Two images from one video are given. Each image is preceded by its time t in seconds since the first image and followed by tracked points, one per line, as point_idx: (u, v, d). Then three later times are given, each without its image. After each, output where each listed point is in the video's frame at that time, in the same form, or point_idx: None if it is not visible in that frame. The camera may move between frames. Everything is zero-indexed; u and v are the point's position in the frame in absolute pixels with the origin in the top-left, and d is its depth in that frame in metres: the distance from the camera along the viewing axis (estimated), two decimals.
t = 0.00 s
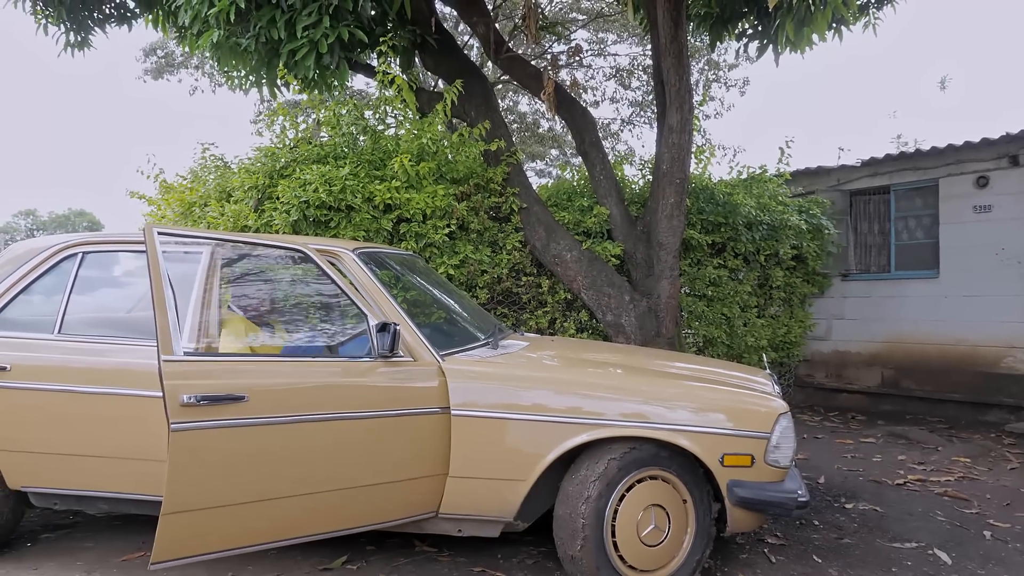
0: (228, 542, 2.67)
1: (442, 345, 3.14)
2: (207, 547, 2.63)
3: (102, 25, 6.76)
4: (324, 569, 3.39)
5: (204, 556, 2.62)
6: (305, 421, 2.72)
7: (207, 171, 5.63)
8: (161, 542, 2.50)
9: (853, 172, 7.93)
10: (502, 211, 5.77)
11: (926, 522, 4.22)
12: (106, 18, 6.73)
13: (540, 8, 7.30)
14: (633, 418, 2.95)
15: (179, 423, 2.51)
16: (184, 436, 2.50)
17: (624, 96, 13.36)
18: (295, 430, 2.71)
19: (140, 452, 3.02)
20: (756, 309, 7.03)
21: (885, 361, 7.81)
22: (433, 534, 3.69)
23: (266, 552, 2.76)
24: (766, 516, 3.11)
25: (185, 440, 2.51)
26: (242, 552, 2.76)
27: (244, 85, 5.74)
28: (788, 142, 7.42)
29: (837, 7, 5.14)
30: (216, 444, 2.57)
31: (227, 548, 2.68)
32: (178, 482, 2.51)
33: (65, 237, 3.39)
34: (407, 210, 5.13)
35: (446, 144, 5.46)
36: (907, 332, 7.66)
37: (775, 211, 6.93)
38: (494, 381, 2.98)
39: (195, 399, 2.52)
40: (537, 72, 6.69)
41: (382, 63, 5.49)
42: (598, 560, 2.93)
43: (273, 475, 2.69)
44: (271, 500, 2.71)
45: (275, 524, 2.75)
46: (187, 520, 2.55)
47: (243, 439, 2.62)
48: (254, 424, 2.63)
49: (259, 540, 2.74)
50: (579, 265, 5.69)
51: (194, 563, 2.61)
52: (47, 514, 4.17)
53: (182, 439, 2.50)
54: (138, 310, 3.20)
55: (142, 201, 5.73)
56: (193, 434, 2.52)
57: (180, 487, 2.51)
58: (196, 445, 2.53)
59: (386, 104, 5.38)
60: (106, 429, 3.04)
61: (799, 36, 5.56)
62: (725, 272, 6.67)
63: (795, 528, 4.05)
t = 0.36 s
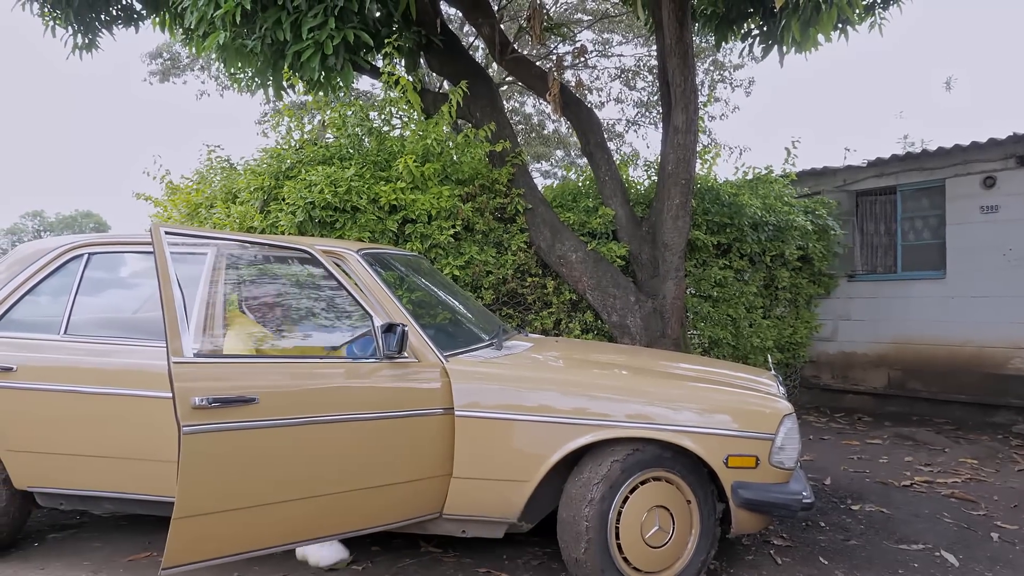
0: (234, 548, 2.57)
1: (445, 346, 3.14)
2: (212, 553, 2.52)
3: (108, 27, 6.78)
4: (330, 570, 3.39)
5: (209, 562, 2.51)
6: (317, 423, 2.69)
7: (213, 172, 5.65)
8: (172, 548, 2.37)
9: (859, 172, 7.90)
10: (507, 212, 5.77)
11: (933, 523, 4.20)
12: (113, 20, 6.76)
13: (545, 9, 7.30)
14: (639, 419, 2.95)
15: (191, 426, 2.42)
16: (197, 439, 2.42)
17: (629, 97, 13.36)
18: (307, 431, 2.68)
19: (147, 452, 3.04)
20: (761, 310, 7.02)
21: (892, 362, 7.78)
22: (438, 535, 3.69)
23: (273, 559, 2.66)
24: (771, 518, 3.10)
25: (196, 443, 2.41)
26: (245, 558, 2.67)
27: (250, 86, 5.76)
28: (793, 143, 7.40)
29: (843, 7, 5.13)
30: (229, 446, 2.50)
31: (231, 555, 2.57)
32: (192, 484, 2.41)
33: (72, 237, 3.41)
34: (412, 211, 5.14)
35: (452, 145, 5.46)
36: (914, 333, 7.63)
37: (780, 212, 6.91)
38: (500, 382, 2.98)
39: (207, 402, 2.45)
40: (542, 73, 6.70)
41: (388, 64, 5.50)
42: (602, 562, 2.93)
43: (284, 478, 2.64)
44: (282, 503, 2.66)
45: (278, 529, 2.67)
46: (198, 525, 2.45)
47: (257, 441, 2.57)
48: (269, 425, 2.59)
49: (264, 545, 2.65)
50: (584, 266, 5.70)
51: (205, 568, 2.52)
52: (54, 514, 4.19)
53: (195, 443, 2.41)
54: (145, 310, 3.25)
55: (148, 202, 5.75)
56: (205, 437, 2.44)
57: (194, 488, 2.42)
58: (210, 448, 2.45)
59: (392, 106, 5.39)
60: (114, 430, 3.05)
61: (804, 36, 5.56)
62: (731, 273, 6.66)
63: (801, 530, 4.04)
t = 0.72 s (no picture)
0: (237, 550, 2.55)
1: (449, 346, 3.14)
2: (216, 555, 2.49)
3: (113, 28, 6.81)
4: (334, 570, 3.40)
5: (216, 564, 2.50)
6: (323, 423, 2.70)
7: (218, 173, 5.66)
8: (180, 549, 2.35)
9: (864, 172, 7.88)
10: (511, 213, 5.77)
11: (939, 525, 4.18)
12: (118, 21, 6.78)
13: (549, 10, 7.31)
14: (643, 420, 2.95)
15: (200, 428, 2.40)
16: (207, 441, 2.40)
17: (634, 97, 13.34)
18: (314, 432, 2.68)
19: (153, 452, 3.05)
20: (766, 311, 7.01)
21: (897, 363, 7.75)
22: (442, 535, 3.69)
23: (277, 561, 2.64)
24: (775, 519, 3.10)
25: (206, 445, 2.39)
26: (246, 560, 2.64)
27: (255, 87, 5.77)
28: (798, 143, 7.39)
29: (848, 7, 5.11)
30: (237, 447, 2.48)
31: (234, 557, 2.54)
32: (201, 484, 2.39)
33: (78, 238, 3.42)
34: (417, 211, 5.14)
35: (456, 145, 5.46)
36: (919, 334, 7.61)
37: (785, 212, 6.89)
38: (505, 382, 2.98)
39: (217, 403, 2.43)
40: (546, 73, 6.70)
41: (392, 65, 5.51)
42: (607, 562, 2.93)
43: (291, 479, 2.64)
44: (288, 504, 2.65)
45: (280, 530, 2.65)
46: (204, 526, 2.43)
47: (266, 442, 2.57)
48: (277, 426, 2.59)
49: (266, 547, 2.63)
50: (589, 267, 5.69)
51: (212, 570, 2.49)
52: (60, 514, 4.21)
53: (205, 445, 2.39)
54: (151, 310, 3.23)
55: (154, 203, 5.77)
56: (214, 439, 2.42)
57: (203, 489, 2.39)
58: (219, 449, 2.43)
59: (396, 106, 5.39)
60: (120, 430, 3.06)
61: (810, 36, 5.54)
62: (735, 273, 6.65)
63: (806, 530, 4.03)
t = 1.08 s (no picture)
0: (238, 550, 2.54)
1: (453, 346, 3.15)
2: (218, 555, 2.48)
3: (118, 29, 6.83)
4: (338, 570, 3.40)
5: (220, 563, 2.50)
6: (326, 423, 2.70)
7: (222, 173, 5.67)
8: (184, 548, 2.36)
9: (868, 172, 7.85)
10: (515, 213, 5.77)
11: (944, 526, 4.17)
12: (123, 21, 6.80)
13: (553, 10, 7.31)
14: (647, 421, 2.95)
15: (204, 427, 2.41)
16: (210, 441, 2.40)
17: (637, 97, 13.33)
18: (317, 432, 2.68)
19: (158, 452, 3.06)
20: (770, 311, 7.00)
21: (902, 363, 7.73)
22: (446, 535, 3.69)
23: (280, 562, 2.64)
24: (780, 519, 3.09)
25: (209, 445, 2.40)
26: (248, 560, 2.64)
27: (258, 87, 5.78)
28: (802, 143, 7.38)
29: (853, 6, 5.10)
30: (241, 446, 2.49)
31: (235, 557, 2.54)
32: (204, 484, 2.39)
33: (83, 238, 3.43)
34: (420, 211, 5.15)
35: (459, 145, 5.47)
36: (923, 334, 7.59)
37: (789, 212, 6.88)
38: (509, 382, 2.98)
39: (221, 403, 2.44)
40: (550, 73, 6.70)
41: (395, 65, 5.51)
42: (610, 563, 2.93)
43: (294, 478, 2.64)
44: (292, 503, 2.66)
45: (282, 530, 2.65)
46: (207, 525, 2.43)
47: (268, 441, 2.57)
48: (279, 426, 2.59)
49: (267, 546, 2.63)
50: (593, 267, 5.68)
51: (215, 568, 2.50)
52: (65, 514, 4.22)
53: (209, 444, 2.40)
54: (156, 310, 3.28)
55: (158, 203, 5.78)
56: (218, 439, 2.42)
57: (206, 489, 2.40)
58: (222, 449, 2.44)
59: (399, 106, 5.40)
60: (125, 429, 3.07)
61: (814, 36, 5.53)
62: (739, 273, 6.64)
63: (810, 531, 4.02)
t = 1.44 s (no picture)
0: (238, 547, 2.53)
1: (456, 344, 3.15)
2: (218, 552, 2.48)
3: (121, 30, 6.84)
4: (341, 569, 3.40)
5: (224, 560, 2.51)
6: (330, 422, 2.70)
7: (225, 173, 5.68)
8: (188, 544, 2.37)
9: (872, 172, 7.84)
10: (518, 212, 5.77)
11: (947, 526, 4.17)
12: (126, 22, 6.81)
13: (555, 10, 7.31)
14: (650, 419, 2.94)
15: (208, 423, 2.41)
16: (213, 437, 2.41)
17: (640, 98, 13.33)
18: (320, 430, 2.68)
19: (161, 450, 3.06)
20: (773, 311, 7.00)
21: (905, 363, 7.72)
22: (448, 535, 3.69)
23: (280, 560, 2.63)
24: (782, 519, 3.09)
25: (212, 441, 2.40)
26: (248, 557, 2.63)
27: (261, 87, 5.80)
28: (804, 143, 7.37)
29: (856, 6, 5.10)
30: (243, 443, 2.49)
31: (238, 554, 2.54)
32: (206, 480, 2.39)
33: (87, 237, 3.44)
34: (423, 212, 5.15)
35: (462, 145, 5.47)
36: (926, 335, 7.58)
37: (792, 212, 6.88)
38: (512, 381, 2.98)
39: (224, 399, 2.44)
40: (552, 73, 6.70)
41: (398, 65, 5.51)
42: (613, 562, 2.93)
43: (298, 476, 2.65)
44: (295, 500, 2.66)
45: (283, 528, 2.65)
46: (208, 521, 2.43)
47: (271, 439, 2.57)
48: (283, 424, 2.59)
49: (267, 543, 2.62)
50: (595, 267, 5.68)
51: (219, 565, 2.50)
52: (69, 513, 4.22)
53: (212, 440, 2.40)
54: (157, 310, 3.27)
55: (161, 203, 5.79)
56: (220, 435, 2.42)
57: (208, 486, 2.40)
58: (225, 446, 2.44)
59: (402, 106, 5.40)
60: (128, 427, 3.08)
61: (817, 36, 5.52)
62: (742, 274, 6.63)
63: (813, 532, 4.01)
